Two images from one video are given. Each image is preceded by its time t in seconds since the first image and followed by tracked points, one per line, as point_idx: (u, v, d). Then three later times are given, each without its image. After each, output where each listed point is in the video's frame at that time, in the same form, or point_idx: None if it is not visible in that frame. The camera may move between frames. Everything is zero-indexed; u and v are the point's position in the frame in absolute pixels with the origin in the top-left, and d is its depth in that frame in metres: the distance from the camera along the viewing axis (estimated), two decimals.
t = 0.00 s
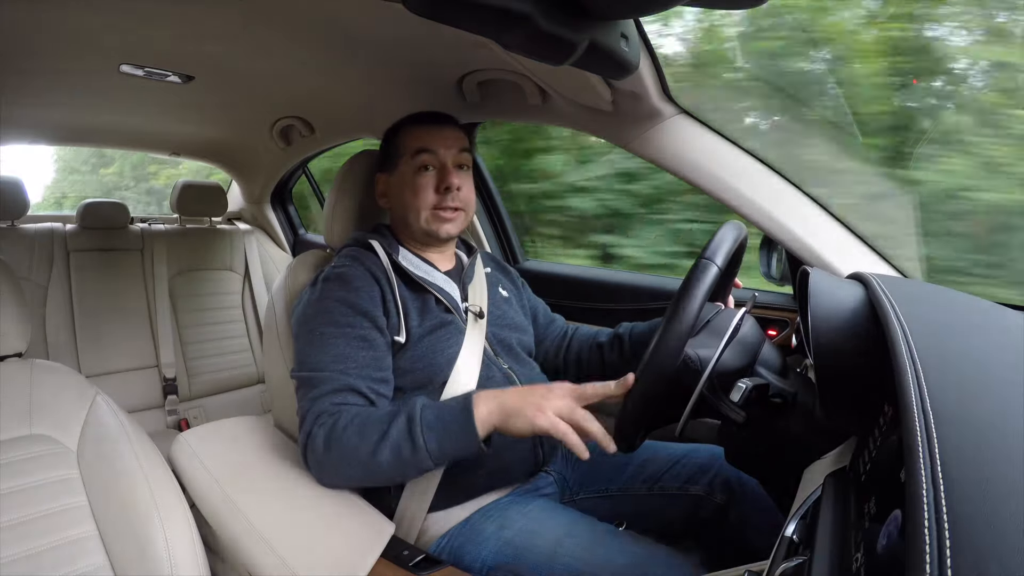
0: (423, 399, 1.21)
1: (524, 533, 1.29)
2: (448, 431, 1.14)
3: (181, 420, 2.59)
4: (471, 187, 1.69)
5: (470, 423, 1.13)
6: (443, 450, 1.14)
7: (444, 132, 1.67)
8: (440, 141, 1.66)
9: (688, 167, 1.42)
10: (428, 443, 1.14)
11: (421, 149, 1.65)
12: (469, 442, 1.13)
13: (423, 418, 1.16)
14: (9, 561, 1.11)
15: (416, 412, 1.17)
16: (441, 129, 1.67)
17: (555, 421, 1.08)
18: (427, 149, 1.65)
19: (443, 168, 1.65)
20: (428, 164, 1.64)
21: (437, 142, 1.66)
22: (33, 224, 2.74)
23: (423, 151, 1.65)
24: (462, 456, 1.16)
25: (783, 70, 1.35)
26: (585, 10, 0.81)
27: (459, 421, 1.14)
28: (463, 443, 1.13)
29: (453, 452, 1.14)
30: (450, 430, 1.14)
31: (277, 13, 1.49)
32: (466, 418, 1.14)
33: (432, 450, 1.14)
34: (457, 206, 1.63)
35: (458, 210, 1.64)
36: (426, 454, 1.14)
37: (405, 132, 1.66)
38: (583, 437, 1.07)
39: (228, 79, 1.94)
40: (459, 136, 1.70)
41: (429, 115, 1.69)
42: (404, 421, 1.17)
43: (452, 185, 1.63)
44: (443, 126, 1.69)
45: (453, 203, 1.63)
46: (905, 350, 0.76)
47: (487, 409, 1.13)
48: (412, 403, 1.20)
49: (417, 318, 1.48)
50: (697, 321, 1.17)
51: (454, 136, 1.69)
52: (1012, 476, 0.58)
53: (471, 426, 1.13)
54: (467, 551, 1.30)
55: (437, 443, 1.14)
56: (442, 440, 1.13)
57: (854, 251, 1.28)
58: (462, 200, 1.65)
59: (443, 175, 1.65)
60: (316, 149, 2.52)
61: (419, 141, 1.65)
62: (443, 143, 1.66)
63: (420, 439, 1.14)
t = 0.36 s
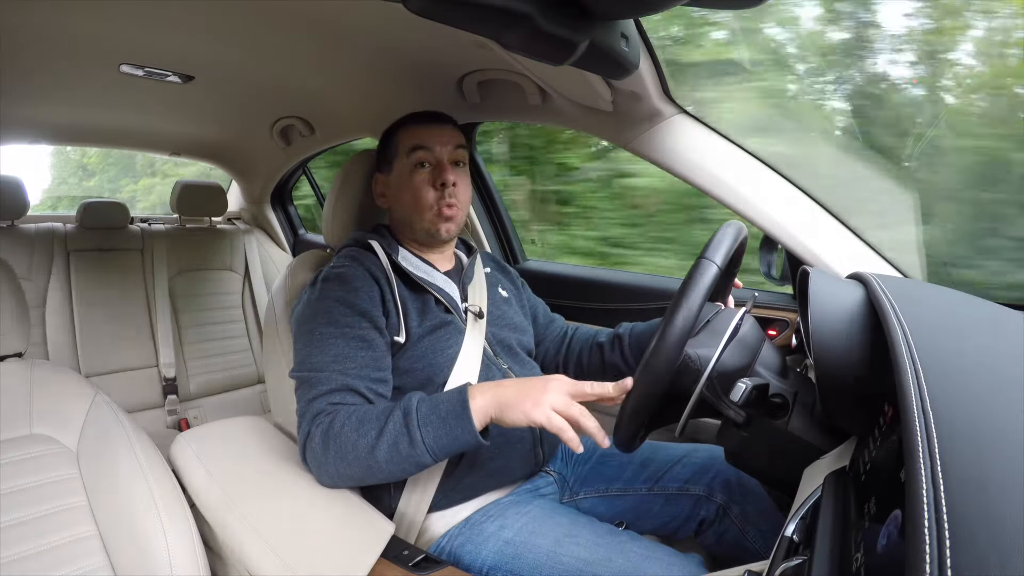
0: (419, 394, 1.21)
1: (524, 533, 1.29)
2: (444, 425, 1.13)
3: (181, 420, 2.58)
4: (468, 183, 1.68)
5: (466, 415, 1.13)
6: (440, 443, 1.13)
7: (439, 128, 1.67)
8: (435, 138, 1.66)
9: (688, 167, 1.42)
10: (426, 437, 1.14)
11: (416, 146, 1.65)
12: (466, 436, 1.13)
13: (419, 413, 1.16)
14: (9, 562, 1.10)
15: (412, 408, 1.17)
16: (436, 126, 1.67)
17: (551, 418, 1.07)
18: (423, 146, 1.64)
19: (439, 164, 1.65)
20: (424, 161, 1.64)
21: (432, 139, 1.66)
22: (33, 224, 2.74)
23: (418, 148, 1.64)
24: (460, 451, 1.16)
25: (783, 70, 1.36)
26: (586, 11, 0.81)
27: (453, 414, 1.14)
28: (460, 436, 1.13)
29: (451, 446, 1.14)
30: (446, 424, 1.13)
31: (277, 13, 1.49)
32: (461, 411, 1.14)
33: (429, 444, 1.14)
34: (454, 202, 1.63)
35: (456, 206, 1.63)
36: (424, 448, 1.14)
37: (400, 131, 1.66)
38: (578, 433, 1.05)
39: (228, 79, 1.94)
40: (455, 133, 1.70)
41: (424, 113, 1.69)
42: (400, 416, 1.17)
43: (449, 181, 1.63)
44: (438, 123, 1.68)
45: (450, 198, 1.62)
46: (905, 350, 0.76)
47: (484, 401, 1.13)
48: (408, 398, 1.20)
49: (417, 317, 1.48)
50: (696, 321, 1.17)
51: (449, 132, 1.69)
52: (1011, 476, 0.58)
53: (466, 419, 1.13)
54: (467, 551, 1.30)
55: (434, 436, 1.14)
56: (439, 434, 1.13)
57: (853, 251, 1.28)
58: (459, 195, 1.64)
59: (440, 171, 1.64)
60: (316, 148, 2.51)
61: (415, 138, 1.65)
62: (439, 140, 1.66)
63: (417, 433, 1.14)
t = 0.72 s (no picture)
0: (421, 394, 1.21)
1: (525, 533, 1.29)
2: (446, 425, 1.13)
3: (181, 420, 2.58)
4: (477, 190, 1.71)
5: (468, 415, 1.13)
6: (443, 443, 1.13)
7: (456, 134, 1.66)
8: (451, 144, 1.65)
9: (688, 167, 1.42)
10: (428, 436, 1.14)
11: (432, 151, 1.63)
12: (467, 436, 1.13)
13: (420, 413, 1.16)
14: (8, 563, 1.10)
15: (414, 408, 1.17)
16: (451, 131, 1.66)
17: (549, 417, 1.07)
18: (440, 152, 1.64)
19: (454, 171, 1.65)
20: (439, 166, 1.64)
21: (448, 144, 1.65)
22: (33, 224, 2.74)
23: (435, 154, 1.63)
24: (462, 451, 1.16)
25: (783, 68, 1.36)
26: (587, 10, 0.81)
27: (454, 414, 1.14)
28: (461, 436, 1.13)
29: (453, 446, 1.14)
30: (448, 424, 1.13)
31: (277, 13, 1.49)
32: (463, 411, 1.14)
33: (432, 444, 1.14)
34: (466, 212, 1.66)
35: (468, 216, 1.66)
36: (426, 448, 1.14)
37: (414, 133, 1.64)
38: (575, 437, 1.05)
39: (228, 78, 1.94)
40: (468, 138, 1.70)
41: (440, 114, 1.67)
42: (402, 416, 1.17)
43: (464, 191, 1.65)
44: (453, 127, 1.68)
45: (464, 208, 1.65)
46: (905, 350, 0.76)
47: (486, 401, 1.13)
48: (410, 398, 1.20)
49: (417, 317, 1.48)
50: (697, 322, 1.17)
51: (462, 137, 1.69)
52: (1010, 475, 0.58)
53: (469, 420, 1.13)
54: (467, 551, 1.31)
55: (436, 436, 1.13)
56: (442, 433, 1.13)
57: (854, 250, 1.27)
58: (471, 205, 1.67)
59: (455, 179, 1.65)
60: (316, 148, 2.51)
61: (432, 143, 1.63)
62: (455, 146, 1.66)
63: (419, 433, 1.14)
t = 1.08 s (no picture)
0: (416, 392, 1.21)
1: (525, 533, 1.29)
2: (441, 422, 1.13)
3: (181, 420, 2.57)
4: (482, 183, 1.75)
5: (464, 411, 1.13)
6: (439, 440, 1.13)
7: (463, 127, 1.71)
8: (460, 136, 1.69)
9: (689, 168, 1.42)
10: (424, 434, 1.14)
11: (443, 143, 1.67)
12: (462, 432, 1.13)
13: (416, 410, 1.16)
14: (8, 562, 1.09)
15: (410, 405, 1.17)
16: (457, 125, 1.71)
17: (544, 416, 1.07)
18: (450, 144, 1.68)
19: (464, 162, 1.70)
20: (450, 158, 1.68)
21: (456, 136, 1.69)
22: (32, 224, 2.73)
23: (446, 146, 1.67)
24: (459, 449, 1.15)
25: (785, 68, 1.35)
26: (587, 10, 0.81)
27: (450, 411, 1.14)
28: (457, 433, 1.13)
29: (449, 443, 1.13)
30: (444, 421, 1.13)
31: (277, 13, 1.49)
32: (459, 407, 1.14)
33: (428, 442, 1.14)
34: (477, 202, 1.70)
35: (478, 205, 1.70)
36: (423, 445, 1.13)
37: (425, 128, 1.67)
38: (572, 436, 1.06)
39: (228, 78, 1.94)
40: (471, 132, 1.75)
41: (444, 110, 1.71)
42: (398, 414, 1.17)
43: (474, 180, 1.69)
44: (457, 123, 1.72)
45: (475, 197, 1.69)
46: (905, 350, 0.76)
47: (482, 397, 1.14)
48: (406, 395, 1.20)
49: (415, 315, 1.48)
50: (696, 321, 1.17)
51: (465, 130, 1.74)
52: (1010, 476, 0.58)
53: (465, 417, 1.13)
54: (467, 551, 1.31)
55: (433, 433, 1.13)
56: (438, 430, 1.13)
57: (854, 251, 1.27)
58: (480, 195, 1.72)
59: (465, 169, 1.70)
60: (316, 148, 2.51)
61: (440, 135, 1.67)
62: (462, 138, 1.70)
63: (415, 430, 1.14)
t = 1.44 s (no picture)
0: (418, 394, 1.21)
1: (525, 533, 1.29)
2: (443, 424, 1.13)
3: (181, 420, 2.57)
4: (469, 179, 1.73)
5: (467, 415, 1.13)
6: (440, 442, 1.13)
7: (443, 124, 1.70)
8: (439, 134, 1.69)
9: (689, 168, 1.42)
10: (426, 437, 1.13)
11: (423, 142, 1.67)
12: (464, 435, 1.13)
13: (417, 413, 1.16)
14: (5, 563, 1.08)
15: (411, 407, 1.17)
16: (438, 122, 1.70)
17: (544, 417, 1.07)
18: (429, 143, 1.67)
19: (446, 159, 1.69)
20: (430, 155, 1.67)
21: (436, 134, 1.68)
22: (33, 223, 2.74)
23: (425, 144, 1.67)
24: (460, 450, 1.15)
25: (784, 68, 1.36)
26: (587, 11, 0.81)
27: (452, 414, 1.14)
28: (458, 435, 1.13)
29: (450, 445, 1.13)
30: (446, 423, 1.13)
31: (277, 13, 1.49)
32: (461, 410, 1.14)
33: (430, 444, 1.13)
34: (462, 195, 1.67)
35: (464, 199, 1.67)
36: (424, 448, 1.13)
37: (404, 128, 1.67)
38: (572, 438, 1.06)
39: (228, 79, 1.94)
40: (454, 129, 1.74)
41: (422, 111, 1.71)
42: (400, 416, 1.17)
43: (457, 175, 1.68)
44: (438, 120, 1.72)
45: (459, 191, 1.67)
46: (905, 350, 0.76)
47: (484, 400, 1.14)
48: (408, 398, 1.20)
49: (415, 315, 1.48)
50: (695, 322, 1.16)
51: (449, 128, 1.73)
52: (1009, 475, 0.58)
53: (467, 419, 1.13)
54: (467, 551, 1.31)
55: (434, 435, 1.13)
56: (439, 432, 1.13)
57: (854, 250, 1.28)
58: (465, 188, 1.69)
59: (447, 165, 1.68)
60: (316, 148, 2.52)
61: (419, 134, 1.67)
62: (442, 135, 1.69)
63: (417, 433, 1.14)
